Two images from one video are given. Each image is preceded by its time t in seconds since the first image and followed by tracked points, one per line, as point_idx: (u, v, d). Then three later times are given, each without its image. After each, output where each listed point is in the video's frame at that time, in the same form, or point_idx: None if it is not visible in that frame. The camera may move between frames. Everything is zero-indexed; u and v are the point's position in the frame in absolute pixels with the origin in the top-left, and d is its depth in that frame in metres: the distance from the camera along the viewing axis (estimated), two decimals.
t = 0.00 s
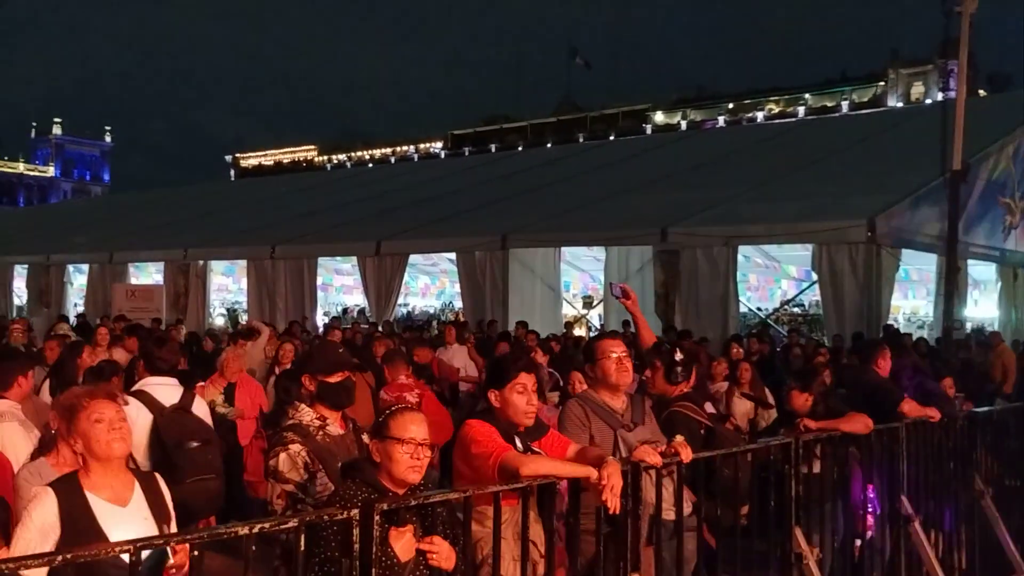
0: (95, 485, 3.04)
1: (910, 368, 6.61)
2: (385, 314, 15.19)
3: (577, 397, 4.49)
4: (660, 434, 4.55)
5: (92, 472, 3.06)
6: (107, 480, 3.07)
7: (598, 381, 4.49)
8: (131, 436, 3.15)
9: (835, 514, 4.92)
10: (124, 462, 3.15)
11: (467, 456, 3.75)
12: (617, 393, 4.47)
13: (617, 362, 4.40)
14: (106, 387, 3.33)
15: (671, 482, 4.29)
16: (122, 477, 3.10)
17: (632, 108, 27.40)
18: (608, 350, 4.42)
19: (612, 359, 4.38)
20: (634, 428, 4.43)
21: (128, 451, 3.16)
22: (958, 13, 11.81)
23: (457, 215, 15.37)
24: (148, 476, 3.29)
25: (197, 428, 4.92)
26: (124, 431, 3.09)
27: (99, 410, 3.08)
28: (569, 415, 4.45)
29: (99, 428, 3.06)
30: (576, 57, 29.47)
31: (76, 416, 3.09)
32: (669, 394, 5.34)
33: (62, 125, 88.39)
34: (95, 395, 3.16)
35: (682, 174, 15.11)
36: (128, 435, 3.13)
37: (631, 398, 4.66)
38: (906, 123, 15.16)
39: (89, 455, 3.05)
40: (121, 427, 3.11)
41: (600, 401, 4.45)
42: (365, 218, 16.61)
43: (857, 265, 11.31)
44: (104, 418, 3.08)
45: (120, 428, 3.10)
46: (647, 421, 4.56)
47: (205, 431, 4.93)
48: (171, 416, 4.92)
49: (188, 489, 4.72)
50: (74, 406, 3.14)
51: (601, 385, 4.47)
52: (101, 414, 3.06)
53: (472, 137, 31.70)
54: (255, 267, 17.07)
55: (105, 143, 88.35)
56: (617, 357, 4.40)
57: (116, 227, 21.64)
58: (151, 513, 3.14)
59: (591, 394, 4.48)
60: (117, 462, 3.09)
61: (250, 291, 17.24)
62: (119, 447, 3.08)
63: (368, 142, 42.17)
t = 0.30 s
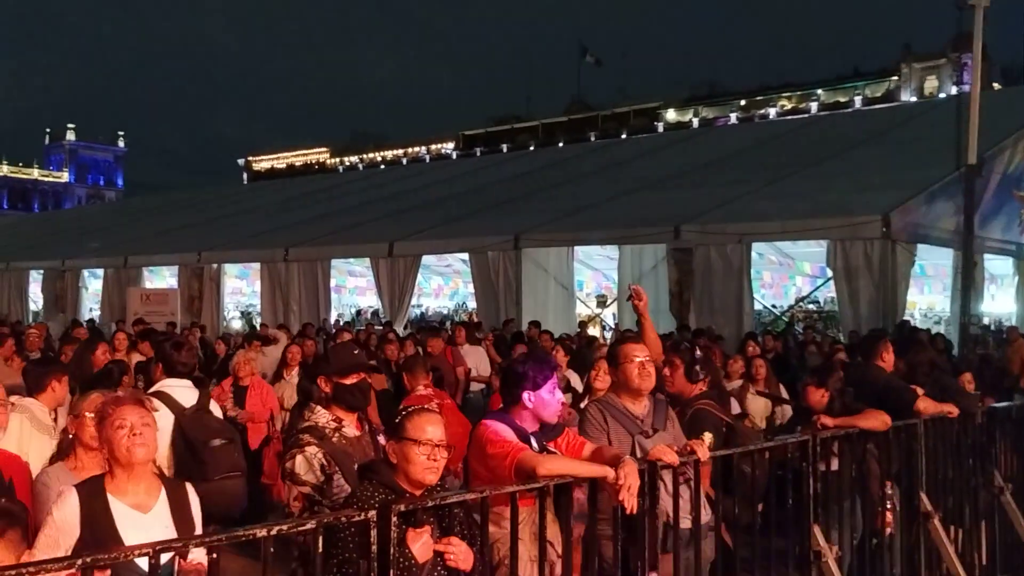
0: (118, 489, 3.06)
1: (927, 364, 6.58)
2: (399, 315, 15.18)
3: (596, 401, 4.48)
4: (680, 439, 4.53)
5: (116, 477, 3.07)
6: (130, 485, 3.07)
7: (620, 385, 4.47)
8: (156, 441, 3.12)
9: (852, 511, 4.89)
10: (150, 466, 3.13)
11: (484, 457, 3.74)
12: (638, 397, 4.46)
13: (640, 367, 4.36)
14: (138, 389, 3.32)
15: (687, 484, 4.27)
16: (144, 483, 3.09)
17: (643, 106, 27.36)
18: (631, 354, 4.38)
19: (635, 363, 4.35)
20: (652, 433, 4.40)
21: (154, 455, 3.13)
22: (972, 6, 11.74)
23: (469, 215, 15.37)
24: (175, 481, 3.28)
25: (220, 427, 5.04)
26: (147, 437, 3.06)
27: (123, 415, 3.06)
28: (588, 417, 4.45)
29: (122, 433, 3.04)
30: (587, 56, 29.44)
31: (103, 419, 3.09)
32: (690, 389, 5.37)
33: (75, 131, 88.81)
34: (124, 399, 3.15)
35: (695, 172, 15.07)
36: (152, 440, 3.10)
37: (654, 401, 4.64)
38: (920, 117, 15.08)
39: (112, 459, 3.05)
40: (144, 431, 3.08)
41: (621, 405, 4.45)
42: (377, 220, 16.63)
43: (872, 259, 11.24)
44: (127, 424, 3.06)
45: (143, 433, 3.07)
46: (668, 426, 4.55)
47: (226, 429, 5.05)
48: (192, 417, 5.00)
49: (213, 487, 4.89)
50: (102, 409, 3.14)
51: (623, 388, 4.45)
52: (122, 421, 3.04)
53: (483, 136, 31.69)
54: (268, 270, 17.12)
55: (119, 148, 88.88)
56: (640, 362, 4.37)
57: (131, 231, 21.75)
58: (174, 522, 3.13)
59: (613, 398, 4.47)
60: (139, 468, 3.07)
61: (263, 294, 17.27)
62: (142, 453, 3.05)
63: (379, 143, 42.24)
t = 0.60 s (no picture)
0: (113, 506, 3.04)
1: (940, 361, 6.56)
2: (411, 317, 15.16)
3: (608, 395, 4.48)
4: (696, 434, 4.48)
5: (110, 493, 3.06)
6: (125, 501, 3.05)
7: (632, 379, 4.47)
8: (147, 456, 3.09)
9: (866, 509, 4.87)
10: (145, 481, 3.10)
11: (497, 457, 3.74)
12: (650, 392, 4.45)
13: (653, 359, 4.37)
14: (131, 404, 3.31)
15: (700, 481, 4.26)
16: (138, 498, 3.05)
17: (655, 104, 27.33)
18: (643, 347, 4.39)
19: (647, 357, 4.35)
20: (666, 425, 4.39)
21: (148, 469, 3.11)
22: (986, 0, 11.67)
23: (480, 216, 15.38)
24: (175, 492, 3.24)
25: (224, 435, 5.15)
26: (136, 452, 3.04)
27: (111, 431, 3.05)
28: (600, 413, 4.45)
29: (110, 449, 3.03)
30: (597, 54, 29.40)
31: (93, 437, 3.09)
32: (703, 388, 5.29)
33: (88, 134, 89.24)
34: (113, 416, 3.14)
35: (706, 170, 15.04)
36: (143, 454, 3.08)
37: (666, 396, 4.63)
38: (933, 113, 15.01)
39: (104, 477, 3.04)
40: (133, 446, 3.06)
41: (633, 399, 4.44)
42: (389, 221, 16.65)
43: (885, 261, 11.08)
44: (114, 440, 3.04)
45: (132, 448, 3.05)
46: (684, 422, 4.49)
47: (230, 437, 5.19)
48: (200, 422, 5.06)
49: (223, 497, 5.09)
50: (93, 426, 3.14)
51: (635, 382, 4.44)
52: (108, 437, 3.02)
53: (493, 136, 31.69)
54: (280, 272, 17.14)
55: (131, 151, 89.31)
56: (652, 355, 4.37)
57: (144, 233, 21.86)
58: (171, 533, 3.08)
59: (624, 390, 4.47)
60: (131, 484, 3.04)
61: (275, 296, 17.31)
62: (132, 469, 3.03)
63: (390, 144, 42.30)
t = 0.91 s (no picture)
0: (126, 488, 3.08)
1: (950, 360, 6.55)
2: (419, 317, 15.13)
3: (615, 399, 4.47)
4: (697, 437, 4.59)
5: (123, 476, 3.09)
6: (138, 483, 3.10)
7: (637, 383, 4.43)
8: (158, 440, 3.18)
9: (876, 509, 4.86)
10: (154, 464, 3.17)
11: (506, 456, 3.74)
12: (655, 396, 4.43)
13: (658, 364, 4.34)
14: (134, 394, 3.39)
15: (708, 482, 4.26)
16: (152, 479, 3.12)
17: (664, 103, 27.31)
18: (648, 352, 4.35)
19: (653, 361, 4.31)
20: (672, 432, 4.46)
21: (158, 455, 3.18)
22: None
23: (489, 215, 15.38)
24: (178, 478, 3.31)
25: (233, 428, 5.21)
26: (151, 434, 3.12)
27: (126, 413, 3.14)
28: (606, 416, 4.44)
29: (126, 432, 3.10)
30: (606, 53, 29.37)
31: (106, 420, 3.15)
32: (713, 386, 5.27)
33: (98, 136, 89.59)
34: (124, 399, 3.22)
35: (715, 169, 15.03)
36: (155, 439, 3.16)
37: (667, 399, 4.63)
38: (943, 112, 14.97)
39: (117, 458, 3.08)
40: (147, 429, 3.14)
41: (638, 403, 4.42)
42: (398, 221, 16.68)
43: (894, 257, 11.09)
44: (131, 421, 3.13)
45: (147, 431, 3.13)
46: (684, 425, 4.61)
47: (239, 429, 5.25)
48: (207, 416, 5.12)
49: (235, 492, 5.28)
50: (103, 411, 3.20)
51: (640, 387, 4.41)
52: (126, 417, 3.11)
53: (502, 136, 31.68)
54: (289, 272, 17.17)
55: (141, 152, 89.56)
56: (658, 359, 4.34)
57: (154, 234, 21.92)
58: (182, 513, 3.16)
59: (629, 395, 4.44)
60: (146, 465, 3.11)
61: (284, 297, 17.33)
62: (146, 451, 3.10)
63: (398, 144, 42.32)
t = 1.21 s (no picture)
0: (145, 503, 3.08)
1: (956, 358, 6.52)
2: (424, 317, 15.12)
3: (616, 397, 4.47)
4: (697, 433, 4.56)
5: (142, 491, 3.09)
6: (156, 499, 3.09)
7: (636, 381, 4.45)
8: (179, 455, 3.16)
9: (881, 508, 4.84)
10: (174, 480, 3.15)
11: (511, 455, 3.75)
12: (655, 393, 4.45)
13: (658, 361, 4.38)
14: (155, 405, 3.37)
15: (713, 481, 4.25)
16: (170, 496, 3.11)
17: (667, 103, 27.30)
18: (648, 350, 4.39)
19: (653, 358, 4.35)
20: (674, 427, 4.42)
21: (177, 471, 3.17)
22: None
23: (494, 215, 15.38)
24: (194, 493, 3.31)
25: (237, 435, 5.19)
26: (172, 451, 3.10)
27: (147, 430, 3.12)
28: (608, 415, 4.44)
29: (146, 448, 3.08)
30: (609, 53, 29.37)
31: (126, 434, 3.14)
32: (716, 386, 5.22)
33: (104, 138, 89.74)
34: (146, 414, 3.20)
35: (718, 169, 15.02)
36: (176, 454, 3.14)
37: (665, 397, 4.66)
38: (947, 110, 14.95)
39: (137, 473, 3.07)
40: (168, 445, 3.13)
41: (639, 401, 4.43)
42: (402, 221, 16.69)
43: (899, 258, 11.02)
44: (151, 438, 3.10)
45: (167, 447, 3.11)
46: (681, 421, 4.59)
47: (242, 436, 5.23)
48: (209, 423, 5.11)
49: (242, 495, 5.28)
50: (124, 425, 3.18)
51: (640, 384, 4.44)
52: (146, 434, 3.08)
53: (505, 136, 31.67)
54: (293, 273, 17.18)
55: (145, 153, 89.72)
56: (658, 357, 4.38)
57: (159, 235, 21.94)
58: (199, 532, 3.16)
59: (629, 392, 4.45)
60: (165, 482, 3.10)
61: (289, 297, 17.34)
62: (166, 467, 3.09)
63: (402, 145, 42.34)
